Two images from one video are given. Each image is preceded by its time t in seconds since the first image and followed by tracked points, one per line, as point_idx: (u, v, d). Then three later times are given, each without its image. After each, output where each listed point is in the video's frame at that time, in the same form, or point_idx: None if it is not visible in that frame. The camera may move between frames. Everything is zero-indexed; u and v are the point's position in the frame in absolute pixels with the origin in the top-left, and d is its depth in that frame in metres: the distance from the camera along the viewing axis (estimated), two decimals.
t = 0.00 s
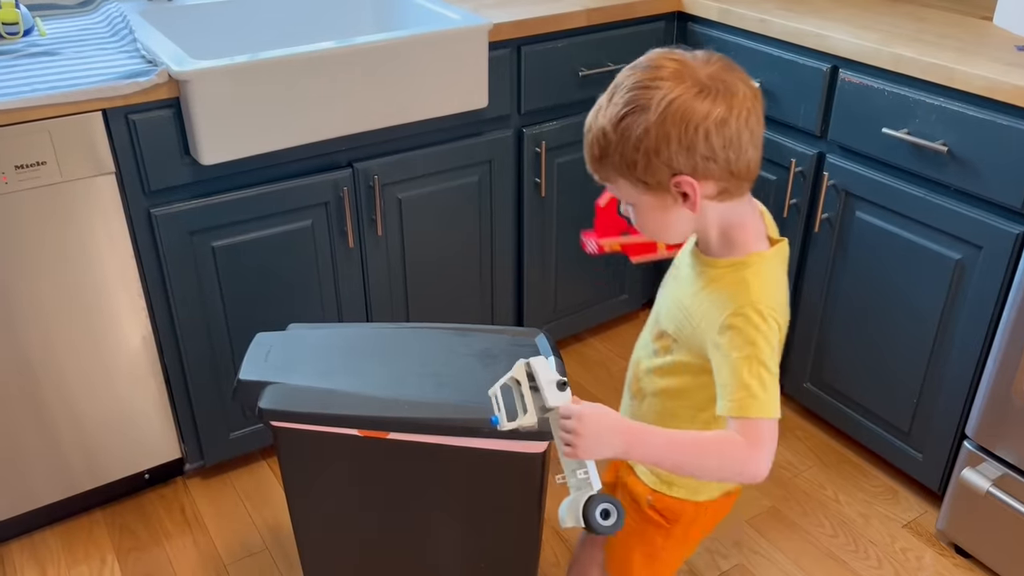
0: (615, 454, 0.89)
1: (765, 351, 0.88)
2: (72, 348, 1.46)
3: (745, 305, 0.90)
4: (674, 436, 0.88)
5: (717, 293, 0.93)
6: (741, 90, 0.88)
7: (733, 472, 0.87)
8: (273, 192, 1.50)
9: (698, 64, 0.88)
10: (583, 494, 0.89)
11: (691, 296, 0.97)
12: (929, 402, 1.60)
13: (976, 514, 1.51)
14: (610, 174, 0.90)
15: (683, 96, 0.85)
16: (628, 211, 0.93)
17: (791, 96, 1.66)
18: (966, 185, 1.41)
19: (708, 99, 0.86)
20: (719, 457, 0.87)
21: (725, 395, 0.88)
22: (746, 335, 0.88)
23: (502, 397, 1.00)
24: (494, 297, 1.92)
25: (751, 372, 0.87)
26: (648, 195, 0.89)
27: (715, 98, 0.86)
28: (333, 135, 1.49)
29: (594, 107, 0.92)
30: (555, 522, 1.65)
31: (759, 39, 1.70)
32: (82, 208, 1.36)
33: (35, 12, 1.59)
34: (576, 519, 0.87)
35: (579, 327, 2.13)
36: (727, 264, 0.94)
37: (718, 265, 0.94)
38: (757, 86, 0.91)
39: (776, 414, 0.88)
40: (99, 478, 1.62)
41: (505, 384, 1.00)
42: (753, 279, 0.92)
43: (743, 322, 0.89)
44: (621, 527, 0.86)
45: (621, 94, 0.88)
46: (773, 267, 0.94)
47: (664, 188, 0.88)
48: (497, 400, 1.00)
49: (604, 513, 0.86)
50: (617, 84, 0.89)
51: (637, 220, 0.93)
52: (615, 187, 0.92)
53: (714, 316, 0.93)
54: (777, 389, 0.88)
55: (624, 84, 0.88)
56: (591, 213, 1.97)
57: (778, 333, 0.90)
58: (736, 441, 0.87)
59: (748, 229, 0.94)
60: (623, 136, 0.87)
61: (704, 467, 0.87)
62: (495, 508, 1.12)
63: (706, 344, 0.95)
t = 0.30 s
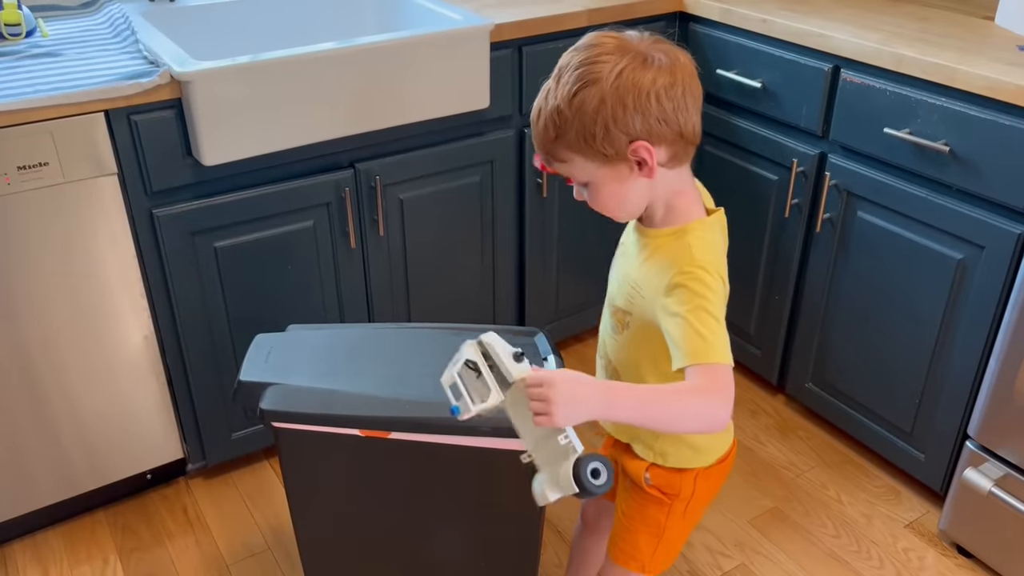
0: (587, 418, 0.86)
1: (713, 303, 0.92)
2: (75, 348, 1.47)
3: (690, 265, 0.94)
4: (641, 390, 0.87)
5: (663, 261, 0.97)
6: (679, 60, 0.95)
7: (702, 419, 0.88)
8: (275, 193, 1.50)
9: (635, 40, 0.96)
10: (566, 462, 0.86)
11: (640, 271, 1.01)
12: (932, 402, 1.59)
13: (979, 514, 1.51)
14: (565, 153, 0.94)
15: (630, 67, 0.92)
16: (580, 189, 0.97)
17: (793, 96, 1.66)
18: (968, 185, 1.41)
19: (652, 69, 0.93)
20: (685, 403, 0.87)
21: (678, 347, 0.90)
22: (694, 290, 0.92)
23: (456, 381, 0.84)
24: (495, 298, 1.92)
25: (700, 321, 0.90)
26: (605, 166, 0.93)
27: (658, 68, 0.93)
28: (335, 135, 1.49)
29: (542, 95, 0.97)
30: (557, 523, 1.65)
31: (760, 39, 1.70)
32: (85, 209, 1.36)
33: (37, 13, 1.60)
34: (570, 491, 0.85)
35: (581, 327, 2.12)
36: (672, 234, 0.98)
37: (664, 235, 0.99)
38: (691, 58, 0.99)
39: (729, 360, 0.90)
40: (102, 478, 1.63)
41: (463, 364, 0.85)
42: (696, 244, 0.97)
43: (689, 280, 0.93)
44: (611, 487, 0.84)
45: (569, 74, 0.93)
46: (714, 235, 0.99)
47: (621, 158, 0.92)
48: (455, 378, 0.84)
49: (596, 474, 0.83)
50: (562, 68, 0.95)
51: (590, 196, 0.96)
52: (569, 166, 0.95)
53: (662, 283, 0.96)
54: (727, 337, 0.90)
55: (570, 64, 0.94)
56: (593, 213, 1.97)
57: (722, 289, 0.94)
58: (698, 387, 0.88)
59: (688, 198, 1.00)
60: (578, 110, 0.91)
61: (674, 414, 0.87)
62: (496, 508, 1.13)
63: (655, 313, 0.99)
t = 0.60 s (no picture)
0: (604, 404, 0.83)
1: (725, 299, 0.92)
2: (78, 349, 1.47)
3: (702, 260, 0.95)
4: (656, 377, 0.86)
5: (675, 256, 0.98)
6: (698, 54, 0.96)
7: (713, 415, 0.87)
8: (277, 194, 1.50)
9: (655, 33, 0.97)
10: (586, 450, 0.80)
11: (646, 269, 1.01)
12: (933, 403, 1.60)
13: (980, 514, 1.51)
14: (580, 139, 0.96)
15: (647, 59, 0.93)
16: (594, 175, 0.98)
17: (795, 97, 1.66)
18: (969, 186, 1.41)
19: (670, 61, 0.94)
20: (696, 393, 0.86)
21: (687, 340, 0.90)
22: (707, 284, 0.93)
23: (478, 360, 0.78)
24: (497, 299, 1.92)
25: (712, 315, 0.90)
26: (617, 155, 0.94)
27: (678, 60, 0.94)
28: (337, 136, 1.49)
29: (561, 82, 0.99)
30: (559, 523, 1.66)
31: (762, 40, 1.70)
32: (88, 210, 1.37)
33: (40, 15, 1.60)
34: (590, 480, 0.80)
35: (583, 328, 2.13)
36: (682, 232, 0.99)
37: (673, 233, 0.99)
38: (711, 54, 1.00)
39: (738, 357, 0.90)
40: (105, 478, 1.63)
41: (484, 339, 0.79)
42: (707, 242, 0.97)
43: (702, 275, 0.94)
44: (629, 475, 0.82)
45: (587, 63, 0.95)
46: (724, 235, 1.00)
47: (633, 148, 0.93)
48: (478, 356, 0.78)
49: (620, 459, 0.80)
50: (581, 57, 0.97)
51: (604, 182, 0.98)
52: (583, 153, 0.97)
53: (671, 278, 0.97)
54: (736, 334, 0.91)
55: (589, 53, 0.96)
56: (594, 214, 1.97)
57: (732, 288, 0.95)
58: (708, 380, 0.87)
59: (699, 199, 1.00)
60: (593, 98, 0.93)
61: (684, 405, 0.86)
62: (499, 508, 1.13)
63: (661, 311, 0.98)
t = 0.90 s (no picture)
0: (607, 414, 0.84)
1: (715, 307, 0.92)
2: (81, 350, 1.47)
3: (690, 268, 0.94)
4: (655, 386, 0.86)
5: (662, 263, 0.97)
6: (665, 56, 0.93)
7: (716, 421, 0.87)
8: (279, 195, 1.51)
9: (622, 37, 0.94)
10: (593, 459, 0.82)
11: (634, 276, 1.00)
12: (936, 403, 1.59)
13: (984, 516, 1.51)
14: (552, 151, 0.94)
15: (612, 65, 0.90)
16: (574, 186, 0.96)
17: (797, 98, 1.65)
18: (972, 186, 1.41)
19: (635, 66, 0.91)
20: (697, 401, 0.86)
21: (681, 352, 0.90)
22: (695, 292, 0.92)
23: (470, 383, 0.80)
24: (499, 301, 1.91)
25: (704, 325, 0.90)
26: (592, 164, 0.92)
27: (643, 65, 0.91)
28: (340, 137, 1.50)
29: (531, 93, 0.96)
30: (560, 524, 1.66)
31: (764, 41, 1.70)
32: (90, 212, 1.37)
33: (44, 17, 1.61)
34: (602, 488, 0.81)
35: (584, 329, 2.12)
36: (668, 236, 0.98)
37: (660, 238, 0.99)
38: (681, 55, 0.97)
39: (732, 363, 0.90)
40: (107, 479, 1.63)
41: (476, 364, 0.81)
42: (694, 246, 0.97)
43: (690, 282, 0.93)
44: (642, 480, 0.82)
45: (554, 72, 0.93)
46: (709, 236, 0.99)
47: (606, 157, 0.91)
48: (472, 381, 0.80)
49: (629, 466, 0.81)
50: (549, 67, 0.94)
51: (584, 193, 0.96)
52: (558, 165, 0.95)
53: (661, 287, 0.96)
54: (729, 340, 0.91)
55: (556, 62, 0.93)
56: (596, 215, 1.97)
57: (721, 291, 0.94)
58: (702, 391, 0.87)
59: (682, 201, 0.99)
60: (561, 109, 0.91)
61: (688, 414, 0.86)
62: (500, 509, 1.13)
63: (653, 319, 0.98)
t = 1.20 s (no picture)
0: (611, 436, 0.84)
1: (708, 322, 0.93)
2: (84, 351, 1.48)
3: (685, 283, 0.95)
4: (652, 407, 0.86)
5: (655, 277, 0.97)
6: (664, 67, 0.92)
7: (714, 438, 0.88)
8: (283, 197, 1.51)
9: (621, 45, 0.92)
10: (597, 483, 0.85)
11: (626, 289, 1.01)
12: (941, 406, 1.59)
13: (988, 518, 1.51)
14: (545, 160, 0.93)
15: (613, 77, 0.89)
16: (563, 196, 0.96)
17: (800, 99, 1.65)
18: (976, 187, 1.40)
19: (636, 77, 0.90)
20: (694, 421, 0.87)
21: (677, 369, 0.91)
22: (690, 308, 0.93)
23: (475, 415, 0.82)
24: (503, 304, 1.90)
25: (701, 343, 0.91)
26: (586, 177, 0.92)
27: (646, 77, 0.90)
28: (343, 138, 1.50)
29: (525, 96, 0.94)
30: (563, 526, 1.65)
31: (768, 43, 1.70)
32: (94, 214, 1.37)
33: (48, 19, 1.61)
34: (607, 511, 0.85)
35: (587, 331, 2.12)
36: (660, 247, 0.99)
37: (652, 249, 0.99)
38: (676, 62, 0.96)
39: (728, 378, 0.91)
40: (110, 480, 1.63)
41: (480, 395, 0.82)
42: (686, 257, 0.97)
43: (685, 298, 0.94)
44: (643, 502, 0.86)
45: (554, 79, 0.90)
46: (697, 246, 1.00)
47: (600, 170, 0.91)
48: (477, 414, 0.82)
49: (632, 489, 0.85)
50: (545, 71, 0.92)
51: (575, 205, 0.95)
52: (549, 174, 0.94)
53: (655, 301, 0.97)
54: (723, 355, 0.92)
55: (555, 68, 0.91)
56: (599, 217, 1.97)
57: (713, 303, 0.95)
58: (699, 409, 0.88)
59: (670, 210, 1.00)
60: (560, 121, 0.89)
61: (687, 432, 0.87)
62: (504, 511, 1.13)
63: (648, 330, 0.99)
